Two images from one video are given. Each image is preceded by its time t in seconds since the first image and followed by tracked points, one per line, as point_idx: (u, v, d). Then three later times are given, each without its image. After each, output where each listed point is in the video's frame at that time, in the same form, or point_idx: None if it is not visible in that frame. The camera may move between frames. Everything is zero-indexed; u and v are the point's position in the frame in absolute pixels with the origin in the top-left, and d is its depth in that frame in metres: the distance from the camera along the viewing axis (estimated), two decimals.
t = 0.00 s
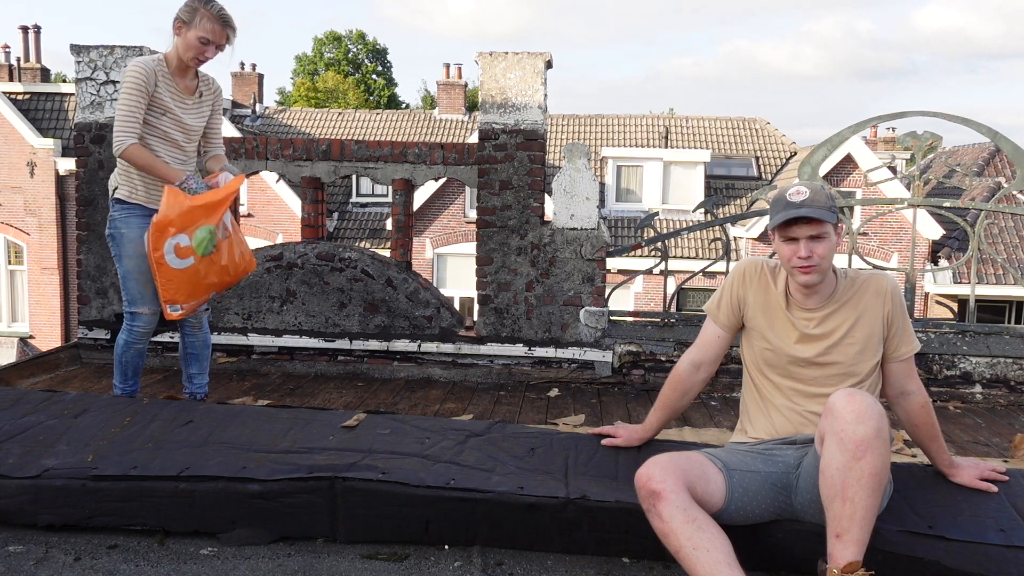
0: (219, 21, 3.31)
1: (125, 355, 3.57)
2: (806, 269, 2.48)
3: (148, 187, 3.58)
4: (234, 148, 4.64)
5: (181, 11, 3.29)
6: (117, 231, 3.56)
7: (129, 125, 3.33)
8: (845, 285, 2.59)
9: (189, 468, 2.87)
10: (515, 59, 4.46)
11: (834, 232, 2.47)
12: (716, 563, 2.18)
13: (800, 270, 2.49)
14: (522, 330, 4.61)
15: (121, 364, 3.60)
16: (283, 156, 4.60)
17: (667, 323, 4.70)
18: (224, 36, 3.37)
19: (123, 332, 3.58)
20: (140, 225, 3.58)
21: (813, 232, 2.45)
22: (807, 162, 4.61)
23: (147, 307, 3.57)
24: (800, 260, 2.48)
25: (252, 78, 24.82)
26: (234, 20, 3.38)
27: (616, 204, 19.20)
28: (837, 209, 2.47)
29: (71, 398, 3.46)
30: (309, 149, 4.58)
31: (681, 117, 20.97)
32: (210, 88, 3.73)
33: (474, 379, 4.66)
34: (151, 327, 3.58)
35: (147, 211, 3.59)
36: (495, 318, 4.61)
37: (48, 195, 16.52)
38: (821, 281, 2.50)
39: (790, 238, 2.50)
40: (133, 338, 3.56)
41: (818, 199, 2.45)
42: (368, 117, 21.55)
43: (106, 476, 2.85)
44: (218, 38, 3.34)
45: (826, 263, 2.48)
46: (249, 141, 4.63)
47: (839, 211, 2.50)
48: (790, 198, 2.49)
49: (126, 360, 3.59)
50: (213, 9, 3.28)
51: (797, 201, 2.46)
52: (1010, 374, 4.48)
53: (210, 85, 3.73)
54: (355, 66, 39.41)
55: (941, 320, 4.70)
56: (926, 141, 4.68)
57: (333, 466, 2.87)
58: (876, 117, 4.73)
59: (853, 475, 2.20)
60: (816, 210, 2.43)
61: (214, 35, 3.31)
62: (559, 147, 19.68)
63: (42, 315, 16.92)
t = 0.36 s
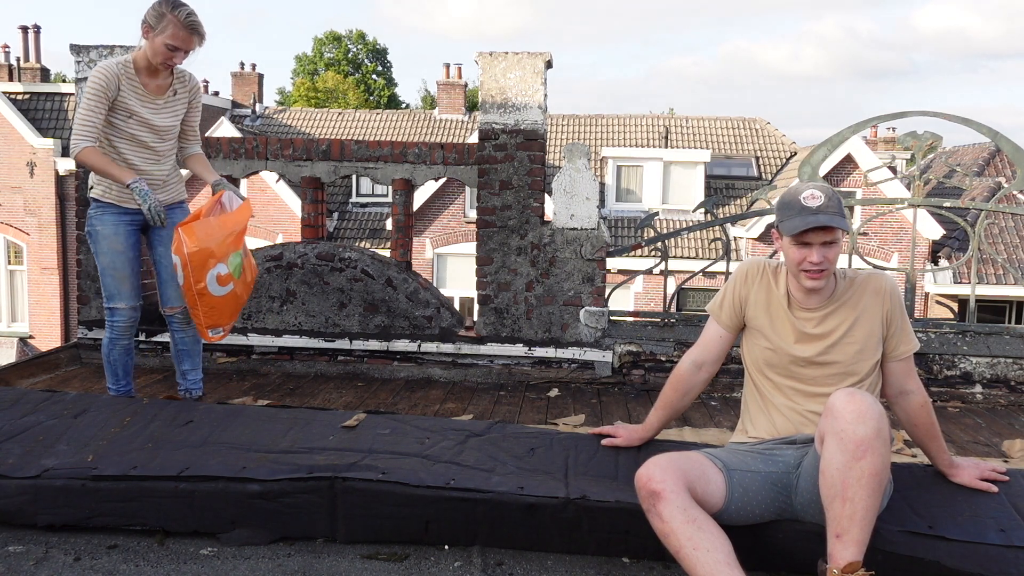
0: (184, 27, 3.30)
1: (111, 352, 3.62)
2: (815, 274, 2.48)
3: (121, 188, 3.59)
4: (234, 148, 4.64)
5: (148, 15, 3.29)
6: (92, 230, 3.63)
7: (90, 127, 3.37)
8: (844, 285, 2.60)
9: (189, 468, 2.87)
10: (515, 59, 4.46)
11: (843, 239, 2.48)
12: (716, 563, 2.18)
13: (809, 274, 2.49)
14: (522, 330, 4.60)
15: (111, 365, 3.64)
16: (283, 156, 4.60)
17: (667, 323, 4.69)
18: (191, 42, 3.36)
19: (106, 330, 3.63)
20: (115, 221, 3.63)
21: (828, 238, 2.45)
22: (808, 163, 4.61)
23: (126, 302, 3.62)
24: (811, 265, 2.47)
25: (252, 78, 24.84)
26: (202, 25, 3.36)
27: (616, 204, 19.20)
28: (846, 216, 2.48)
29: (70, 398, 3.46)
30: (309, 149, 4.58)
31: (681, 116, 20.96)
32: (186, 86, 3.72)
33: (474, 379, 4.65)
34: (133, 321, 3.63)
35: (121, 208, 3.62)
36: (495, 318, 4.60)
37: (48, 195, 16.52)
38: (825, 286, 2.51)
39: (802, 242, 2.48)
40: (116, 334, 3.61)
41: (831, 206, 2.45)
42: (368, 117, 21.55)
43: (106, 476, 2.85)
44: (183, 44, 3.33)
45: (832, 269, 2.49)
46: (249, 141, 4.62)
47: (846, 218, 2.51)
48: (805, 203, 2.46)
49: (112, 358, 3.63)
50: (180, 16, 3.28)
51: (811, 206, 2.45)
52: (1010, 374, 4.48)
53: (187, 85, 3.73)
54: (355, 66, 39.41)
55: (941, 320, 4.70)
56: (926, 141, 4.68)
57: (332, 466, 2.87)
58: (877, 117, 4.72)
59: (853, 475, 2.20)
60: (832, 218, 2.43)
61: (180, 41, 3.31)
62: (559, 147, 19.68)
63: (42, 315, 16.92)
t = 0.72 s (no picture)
0: (196, 54, 3.28)
1: (117, 349, 3.61)
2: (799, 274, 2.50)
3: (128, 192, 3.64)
4: (234, 148, 4.64)
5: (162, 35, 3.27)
6: (102, 226, 3.63)
7: (99, 139, 3.37)
8: (844, 285, 2.60)
9: (189, 468, 2.87)
10: (516, 59, 4.46)
11: (834, 243, 2.46)
12: (716, 563, 2.18)
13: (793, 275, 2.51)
14: (522, 330, 4.61)
15: (114, 362, 3.62)
16: (284, 156, 4.60)
17: (667, 323, 4.69)
18: (199, 66, 3.35)
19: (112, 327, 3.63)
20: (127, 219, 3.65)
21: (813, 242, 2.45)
22: (807, 163, 4.61)
23: (135, 298, 3.64)
24: (797, 267, 2.49)
25: (252, 78, 24.86)
26: (214, 51, 3.34)
27: (617, 204, 19.20)
28: (837, 221, 2.45)
29: (71, 398, 3.46)
30: (309, 149, 4.58)
31: (681, 116, 20.96)
32: (195, 94, 3.70)
33: (474, 379, 4.66)
34: (141, 317, 3.65)
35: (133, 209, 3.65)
36: (495, 318, 4.61)
37: (48, 195, 16.53)
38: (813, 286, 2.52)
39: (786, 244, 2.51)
40: (122, 331, 3.62)
41: (821, 210, 2.44)
42: (368, 116, 21.57)
43: (106, 476, 2.85)
44: (190, 68, 3.32)
45: (820, 273, 2.48)
46: (249, 141, 4.62)
47: (842, 224, 2.47)
48: (795, 205, 2.47)
49: (116, 355, 3.61)
50: (192, 43, 3.26)
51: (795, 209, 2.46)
52: (1009, 374, 4.48)
53: (196, 91, 3.72)
54: (355, 66, 39.40)
55: (941, 320, 4.70)
56: (925, 142, 4.69)
57: (332, 466, 2.87)
58: (877, 117, 4.73)
59: (853, 475, 2.20)
60: (816, 224, 2.41)
61: (189, 66, 3.31)
62: (559, 147, 19.68)
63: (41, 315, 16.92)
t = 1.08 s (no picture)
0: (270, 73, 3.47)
1: (138, 346, 3.62)
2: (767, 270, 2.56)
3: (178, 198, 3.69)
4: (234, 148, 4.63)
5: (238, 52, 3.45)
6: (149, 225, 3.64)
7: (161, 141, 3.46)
8: (845, 286, 2.59)
9: (188, 468, 2.87)
10: (516, 59, 4.46)
11: (790, 240, 2.49)
12: (716, 563, 2.18)
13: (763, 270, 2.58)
14: (522, 330, 4.60)
15: (132, 357, 3.64)
16: (283, 156, 4.59)
17: (667, 323, 4.69)
18: (269, 84, 3.52)
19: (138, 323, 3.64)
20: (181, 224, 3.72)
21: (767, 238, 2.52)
22: (807, 163, 4.61)
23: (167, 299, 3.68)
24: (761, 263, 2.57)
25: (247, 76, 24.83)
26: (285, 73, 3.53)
27: (617, 204, 19.20)
28: (793, 217, 2.45)
29: (70, 399, 3.46)
30: (309, 149, 4.58)
31: (682, 115, 20.94)
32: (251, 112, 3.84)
33: (474, 379, 4.65)
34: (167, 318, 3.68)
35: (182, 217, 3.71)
36: (495, 318, 4.60)
37: (48, 195, 16.52)
38: (784, 284, 2.56)
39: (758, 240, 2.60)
40: (148, 328, 3.64)
41: (777, 207, 2.49)
42: (368, 116, 21.56)
43: (106, 476, 2.85)
44: (261, 86, 3.49)
45: (781, 271, 2.52)
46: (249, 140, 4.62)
47: (806, 220, 2.45)
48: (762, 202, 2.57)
49: (135, 352, 3.62)
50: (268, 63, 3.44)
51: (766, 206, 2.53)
52: (1010, 374, 4.48)
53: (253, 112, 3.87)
54: (355, 65, 39.37)
55: (941, 320, 4.70)
56: (926, 141, 4.68)
57: (332, 466, 2.87)
58: (877, 117, 4.73)
59: (853, 475, 2.20)
60: (761, 218, 2.49)
61: (259, 83, 3.47)
62: (559, 147, 19.66)
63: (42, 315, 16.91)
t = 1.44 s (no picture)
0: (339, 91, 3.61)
1: (196, 346, 3.62)
2: (811, 267, 2.29)
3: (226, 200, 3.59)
4: (220, 141, 4.40)
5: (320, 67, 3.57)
6: (196, 222, 3.65)
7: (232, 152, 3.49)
8: (863, 284, 2.39)
9: (174, 477, 2.68)
10: (516, 48, 4.26)
11: (838, 229, 2.28)
12: None
13: (804, 267, 2.30)
14: (523, 332, 4.40)
15: (189, 359, 3.61)
16: (272, 150, 4.37)
17: (675, 325, 4.48)
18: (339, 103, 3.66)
19: (193, 325, 3.63)
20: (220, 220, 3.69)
21: (815, 227, 2.26)
22: (821, 157, 4.38)
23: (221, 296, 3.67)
24: (801, 257, 2.30)
25: (241, 69, 24.59)
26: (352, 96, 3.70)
27: (622, 200, 18.97)
28: (841, 205, 2.25)
29: (50, 404, 3.27)
30: (299, 143, 4.38)
31: (688, 109, 20.65)
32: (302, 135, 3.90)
33: (473, 383, 4.44)
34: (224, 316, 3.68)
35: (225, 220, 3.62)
36: (495, 320, 4.40)
37: (25, 190, 16.33)
38: (827, 281, 2.29)
39: (790, 233, 2.32)
40: (204, 328, 3.63)
41: (822, 194, 2.26)
42: (369, 112, 21.33)
43: (85, 485, 2.66)
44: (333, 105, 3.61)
45: (831, 264, 2.27)
46: (236, 134, 4.39)
47: (847, 208, 2.27)
48: (792, 191, 2.30)
49: (194, 353, 3.61)
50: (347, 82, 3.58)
51: (802, 199, 2.25)
52: None
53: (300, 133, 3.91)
54: (357, 60, 39.09)
55: (962, 321, 4.48)
56: (946, 134, 4.46)
57: (324, 475, 2.68)
58: (894, 109, 4.51)
59: (870, 485, 2.01)
60: (815, 205, 2.23)
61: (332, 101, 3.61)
62: (562, 142, 19.43)
63: (19, 318, 16.83)
